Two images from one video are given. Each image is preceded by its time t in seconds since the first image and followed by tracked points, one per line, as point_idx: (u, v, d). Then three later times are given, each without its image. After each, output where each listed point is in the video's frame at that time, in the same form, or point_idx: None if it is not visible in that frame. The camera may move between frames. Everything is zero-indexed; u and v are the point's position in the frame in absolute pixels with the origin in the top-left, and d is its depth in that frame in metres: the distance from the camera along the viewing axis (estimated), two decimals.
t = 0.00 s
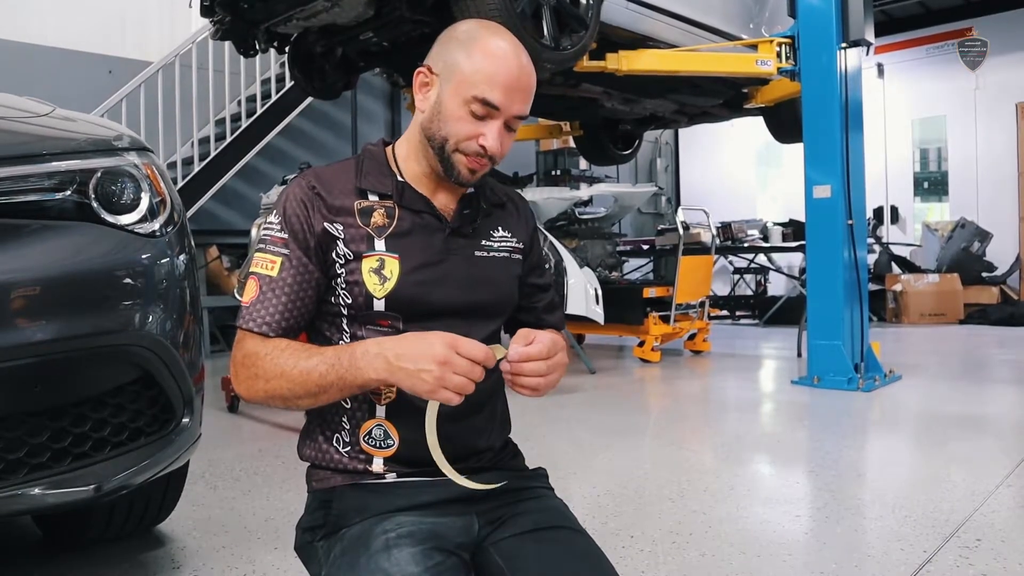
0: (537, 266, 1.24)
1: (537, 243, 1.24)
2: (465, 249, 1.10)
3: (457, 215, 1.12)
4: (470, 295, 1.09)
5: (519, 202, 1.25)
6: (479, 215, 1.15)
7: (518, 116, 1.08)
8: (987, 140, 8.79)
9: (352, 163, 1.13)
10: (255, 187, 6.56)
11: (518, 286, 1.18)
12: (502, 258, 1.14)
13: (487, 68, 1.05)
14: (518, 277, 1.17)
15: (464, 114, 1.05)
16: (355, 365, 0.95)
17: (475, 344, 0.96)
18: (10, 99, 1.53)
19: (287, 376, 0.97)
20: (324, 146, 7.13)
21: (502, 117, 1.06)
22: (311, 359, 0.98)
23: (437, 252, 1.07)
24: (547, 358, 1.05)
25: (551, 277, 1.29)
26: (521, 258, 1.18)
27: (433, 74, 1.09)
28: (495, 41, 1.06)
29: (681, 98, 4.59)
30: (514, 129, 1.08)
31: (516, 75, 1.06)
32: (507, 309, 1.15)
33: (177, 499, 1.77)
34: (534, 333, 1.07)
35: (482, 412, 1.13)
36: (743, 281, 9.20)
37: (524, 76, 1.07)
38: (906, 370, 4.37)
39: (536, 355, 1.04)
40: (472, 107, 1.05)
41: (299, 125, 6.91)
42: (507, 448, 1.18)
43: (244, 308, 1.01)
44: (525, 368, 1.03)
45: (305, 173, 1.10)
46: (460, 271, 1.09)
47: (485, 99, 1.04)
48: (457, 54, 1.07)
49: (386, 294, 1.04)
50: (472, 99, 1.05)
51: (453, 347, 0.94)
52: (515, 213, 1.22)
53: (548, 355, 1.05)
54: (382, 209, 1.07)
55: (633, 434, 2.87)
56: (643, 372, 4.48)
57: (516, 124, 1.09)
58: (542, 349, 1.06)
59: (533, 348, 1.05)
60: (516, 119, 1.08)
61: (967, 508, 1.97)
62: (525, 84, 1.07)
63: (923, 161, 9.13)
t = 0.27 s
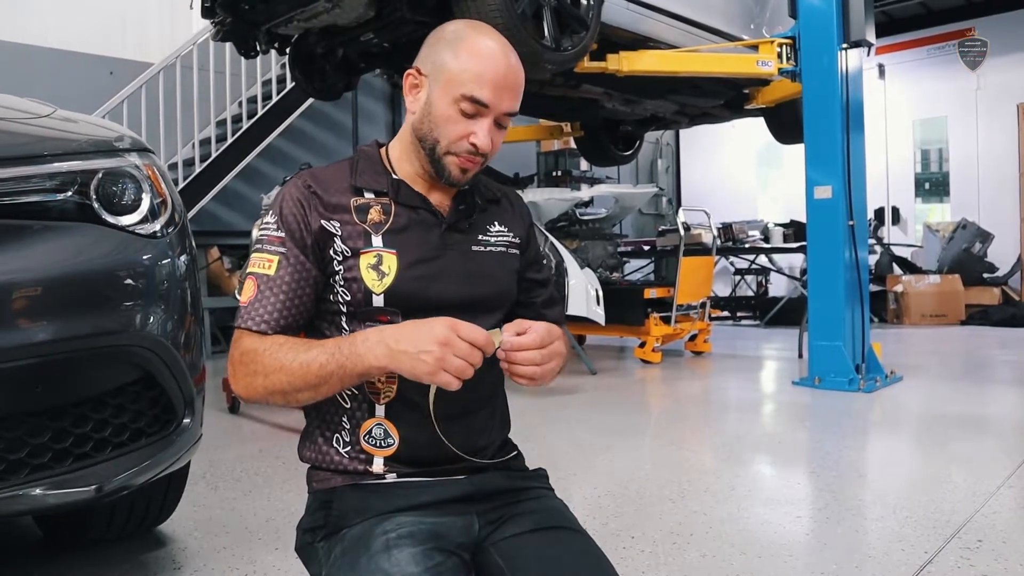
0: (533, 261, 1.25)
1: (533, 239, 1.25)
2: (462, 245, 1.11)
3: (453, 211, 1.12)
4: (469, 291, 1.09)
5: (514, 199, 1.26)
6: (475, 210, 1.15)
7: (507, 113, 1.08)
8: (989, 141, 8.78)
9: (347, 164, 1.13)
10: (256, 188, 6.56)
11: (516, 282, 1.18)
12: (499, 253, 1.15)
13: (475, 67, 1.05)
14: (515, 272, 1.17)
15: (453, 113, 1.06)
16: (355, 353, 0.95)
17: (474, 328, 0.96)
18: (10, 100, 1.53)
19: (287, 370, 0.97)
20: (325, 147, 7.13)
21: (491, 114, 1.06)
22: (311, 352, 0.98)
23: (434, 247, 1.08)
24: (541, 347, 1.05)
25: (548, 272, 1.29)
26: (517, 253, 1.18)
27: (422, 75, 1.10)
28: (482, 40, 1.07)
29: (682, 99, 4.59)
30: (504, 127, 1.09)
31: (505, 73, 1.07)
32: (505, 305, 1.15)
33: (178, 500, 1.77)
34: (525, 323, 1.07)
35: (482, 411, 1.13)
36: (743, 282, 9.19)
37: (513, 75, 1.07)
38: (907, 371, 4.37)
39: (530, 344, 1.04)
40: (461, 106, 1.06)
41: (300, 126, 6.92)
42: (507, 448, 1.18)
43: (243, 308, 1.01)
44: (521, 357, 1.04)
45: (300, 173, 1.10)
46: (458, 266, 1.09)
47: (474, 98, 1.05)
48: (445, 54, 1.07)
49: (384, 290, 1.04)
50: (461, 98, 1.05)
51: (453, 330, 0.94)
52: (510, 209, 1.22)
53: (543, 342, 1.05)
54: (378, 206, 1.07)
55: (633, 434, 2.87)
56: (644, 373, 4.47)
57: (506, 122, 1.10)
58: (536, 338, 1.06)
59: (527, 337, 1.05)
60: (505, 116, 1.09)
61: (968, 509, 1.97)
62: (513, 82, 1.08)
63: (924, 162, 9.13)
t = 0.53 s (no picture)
0: (532, 258, 1.25)
1: (531, 235, 1.25)
2: (460, 241, 1.11)
3: (451, 208, 1.12)
4: (468, 288, 1.09)
5: (512, 195, 1.26)
6: (472, 207, 1.15)
7: (501, 111, 1.08)
8: (990, 138, 8.77)
9: (343, 164, 1.13)
10: (256, 186, 6.56)
11: (515, 279, 1.18)
12: (497, 249, 1.15)
13: (470, 65, 1.05)
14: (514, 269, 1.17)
15: (447, 111, 1.06)
16: (354, 346, 0.95)
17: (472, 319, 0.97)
18: (11, 99, 1.53)
19: (286, 366, 0.97)
20: (325, 145, 7.13)
21: (485, 112, 1.06)
22: (311, 347, 0.98)
23: (433, 244, 1.08)
24: (535, 343, 1.05)
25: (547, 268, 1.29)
26: (516, 249, 1.18)
27: (417, 73, 1.10)
28: (477, 38, 1.07)
29: (683, 97, 4.59)
30: (498, 125, 1.09)
31: (499, 70, 1.06)
32: (504, 302, 1.15)
33: (178, 499, 1.77)
34: (517, 319, 1.06)
35: (482, 409, 1.13)
36: (744, 280, 9.19)
37: (507, 72, 1.07)
38: (908, 368, 4.37)
39: (522, 344, 1.04)
40: (455, 103, 1.06)
41: (300, 124, 6.91)
42: (507, 446, 1.18)
43: (242, 307, 1.01)
44: (513, 357, 1.04)
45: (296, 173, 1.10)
46: (456, 263, 1.09)
47: (468, 96, 1.05)
48: (440, 52, 1.07)
49: (382, 287, 1.04)
50: (455, 96, 1.05)
51: (452, 321, 0.95)
52: (508, 205, 1.22)
53: (537, 339, 1.05)
54: (375, 204, 1.07)
55: (633, 433, 2.87)
56: (644, 371, 4.47)
57: (501, 119, 1.09)
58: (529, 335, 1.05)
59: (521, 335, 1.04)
60: (499, 114, 1.09)
61: (969, 508, 1.97)
62: (507, 80, 1.07)
63: (925, 160, 9.12)
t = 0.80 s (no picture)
0: (532, 256, 1.24)
1: (532, 233, 1.25)
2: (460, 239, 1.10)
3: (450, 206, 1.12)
4: (468, 286, 1.09)
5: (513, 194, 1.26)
6: (471, 205, 1.15)
7: (498, 98, 1.08)
8: (990, 138, 8.76)
9: (342, 162, 1.13)
10: (257, 185, 6.56)
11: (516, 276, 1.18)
12: (497, 247, 1.14)
13: (466, 50, 1.06)
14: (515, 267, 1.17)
15: (444, 97, 1.06)
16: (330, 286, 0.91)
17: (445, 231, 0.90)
18: (10, 97, 1.53)
19: (272, 331, 0.94)
20: (325, 144, 7.13)
21: (481, 97, 1.06)
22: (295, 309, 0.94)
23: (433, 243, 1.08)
24: (521, 354, 1.05)
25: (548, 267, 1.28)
26: (516, 247, 1.18)
27: (416, 64, 1.11)
28: (475, 26, 1.08)
29: (684, 95, 4.59)
30: (496, 112, 1.09)
31: (495, 56, 1.07)
32: (505, 300, 1.15)
33: (178, 497, 1.77)
34: (504, 331, 1.07)
35: (483, 406, 1.13)
36: (744, 279, 9.18)
37: (504, 59, 1.08)
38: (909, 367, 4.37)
39: (506, 355, 1.04)
40: (452, 89, 1.06)
41: (300, 123, 6.91)
42: (508, 443, 1.19)
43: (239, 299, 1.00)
44: (500, 369, 1.04)
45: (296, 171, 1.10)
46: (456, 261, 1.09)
47: (464, 80, 1.05)
48: (437, 42, 1.09)
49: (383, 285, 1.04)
50: (451, 79, 1.06)
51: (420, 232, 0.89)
52: (508, 203, 1.22)
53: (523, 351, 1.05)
54: (374, 203, 1.07)
55: (633, 431, 2.87)
56: (645, 370, 4.47)
57: (498, 107, 1.09)
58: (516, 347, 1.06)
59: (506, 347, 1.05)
60: (497, 102, 1.09)
61: (969, 506, 1.97)
62: (505, 66, 1.08)
63: (925, 159, 9.12)
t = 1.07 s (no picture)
0: (531, 256, 1.24)
1: (531, 234, 1.24)
2: (460, 239, 1.10)
3: (449, 205, 1.12)
4: (468, 285, 1.09)
5: (512, 194, 1.26)
6: (471, 205, 1.15)
7: (493, 100, 1.08)
8: (989, 135, 8.76)
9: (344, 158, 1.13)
10: (256, 183, 6.56)
11: (515, 276, 1.17)
12: (497, 246, 1.14)
13: (461, 51, 1.06)
14: (514, 266, 1.17)
15: (437, 99, 1.06)
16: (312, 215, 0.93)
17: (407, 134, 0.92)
18: (9, 96, 1.53)
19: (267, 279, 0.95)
20: (324, 142, 7.13)
21: (475, 99, 1.06)
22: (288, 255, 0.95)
23: (434, 242, 1.07)
24: (519, 358, 1.04)
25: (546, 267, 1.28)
26: (515, 247, 1.18)
27: (412, 66, 1.10)
28: (472, 28, 1.08)
29: (683, 93, 4.58)
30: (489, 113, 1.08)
31: (490, 59, 1.07)
32: (504, 300, 1.15)
33: (177, 495, 1.77)
34: (503, 334, 1.06)
35: (482, 405, 1.13)
36: (744, 277, 9.18)
37: (499, 62, 1.08)
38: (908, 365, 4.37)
39: (504, 360, 1.03)
40: (446, 90, 1.06)
41: (300, 121, 6.91)
42: (507, 443, 1.18)
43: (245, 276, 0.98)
44: (496, 373, 1.03)
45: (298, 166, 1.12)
46: (456, 260, 1.08)
47: (457, 81, 1.05)
48: (433, 44, 1.08)
49: (385, 282, 1.04)
50: (445, 81, 1.05)
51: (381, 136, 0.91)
52: (507, 204, 1.22)
53: (521, 355, 1.05)
54: (376, 199, 1.08)
55: (633, 430, 2.87)
56: (644, 368, 4.48)
57: (492, 109, 1.09)
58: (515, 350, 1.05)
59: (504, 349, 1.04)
60: (491, 103, 1.08)
61: (967, 504, 1.97)
62: (499, 69, 1.08)
63: (924, 157, 9.12)
